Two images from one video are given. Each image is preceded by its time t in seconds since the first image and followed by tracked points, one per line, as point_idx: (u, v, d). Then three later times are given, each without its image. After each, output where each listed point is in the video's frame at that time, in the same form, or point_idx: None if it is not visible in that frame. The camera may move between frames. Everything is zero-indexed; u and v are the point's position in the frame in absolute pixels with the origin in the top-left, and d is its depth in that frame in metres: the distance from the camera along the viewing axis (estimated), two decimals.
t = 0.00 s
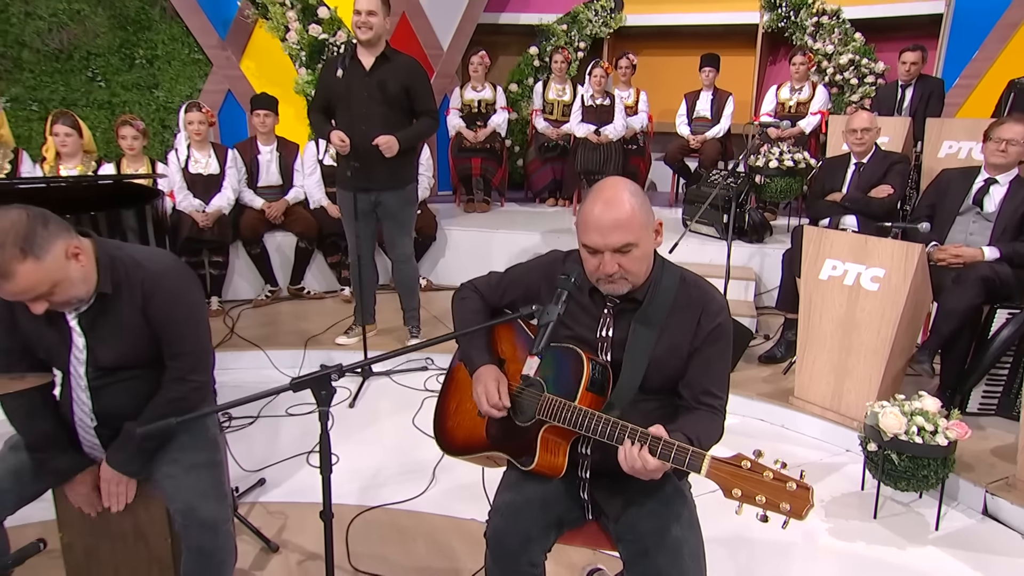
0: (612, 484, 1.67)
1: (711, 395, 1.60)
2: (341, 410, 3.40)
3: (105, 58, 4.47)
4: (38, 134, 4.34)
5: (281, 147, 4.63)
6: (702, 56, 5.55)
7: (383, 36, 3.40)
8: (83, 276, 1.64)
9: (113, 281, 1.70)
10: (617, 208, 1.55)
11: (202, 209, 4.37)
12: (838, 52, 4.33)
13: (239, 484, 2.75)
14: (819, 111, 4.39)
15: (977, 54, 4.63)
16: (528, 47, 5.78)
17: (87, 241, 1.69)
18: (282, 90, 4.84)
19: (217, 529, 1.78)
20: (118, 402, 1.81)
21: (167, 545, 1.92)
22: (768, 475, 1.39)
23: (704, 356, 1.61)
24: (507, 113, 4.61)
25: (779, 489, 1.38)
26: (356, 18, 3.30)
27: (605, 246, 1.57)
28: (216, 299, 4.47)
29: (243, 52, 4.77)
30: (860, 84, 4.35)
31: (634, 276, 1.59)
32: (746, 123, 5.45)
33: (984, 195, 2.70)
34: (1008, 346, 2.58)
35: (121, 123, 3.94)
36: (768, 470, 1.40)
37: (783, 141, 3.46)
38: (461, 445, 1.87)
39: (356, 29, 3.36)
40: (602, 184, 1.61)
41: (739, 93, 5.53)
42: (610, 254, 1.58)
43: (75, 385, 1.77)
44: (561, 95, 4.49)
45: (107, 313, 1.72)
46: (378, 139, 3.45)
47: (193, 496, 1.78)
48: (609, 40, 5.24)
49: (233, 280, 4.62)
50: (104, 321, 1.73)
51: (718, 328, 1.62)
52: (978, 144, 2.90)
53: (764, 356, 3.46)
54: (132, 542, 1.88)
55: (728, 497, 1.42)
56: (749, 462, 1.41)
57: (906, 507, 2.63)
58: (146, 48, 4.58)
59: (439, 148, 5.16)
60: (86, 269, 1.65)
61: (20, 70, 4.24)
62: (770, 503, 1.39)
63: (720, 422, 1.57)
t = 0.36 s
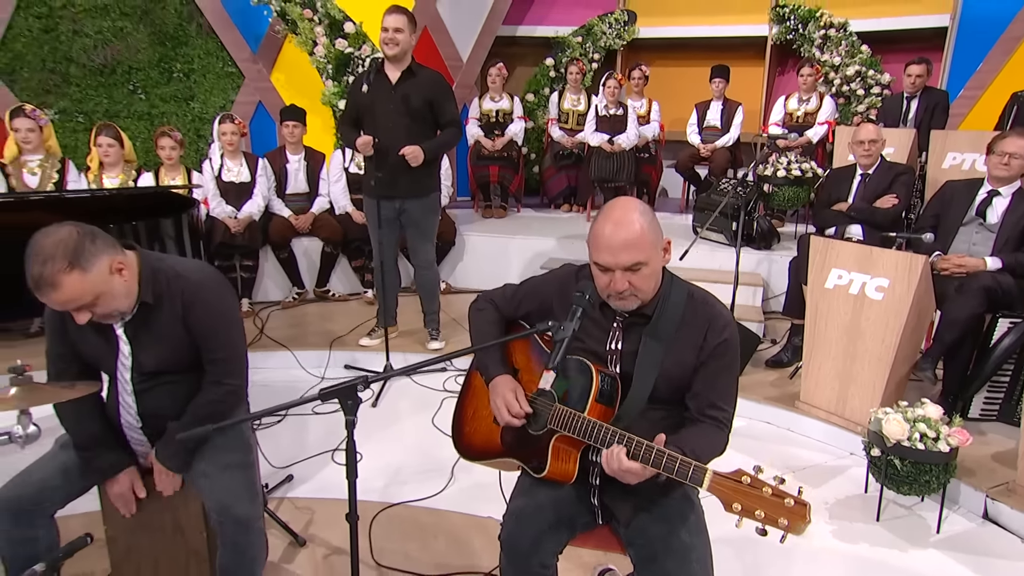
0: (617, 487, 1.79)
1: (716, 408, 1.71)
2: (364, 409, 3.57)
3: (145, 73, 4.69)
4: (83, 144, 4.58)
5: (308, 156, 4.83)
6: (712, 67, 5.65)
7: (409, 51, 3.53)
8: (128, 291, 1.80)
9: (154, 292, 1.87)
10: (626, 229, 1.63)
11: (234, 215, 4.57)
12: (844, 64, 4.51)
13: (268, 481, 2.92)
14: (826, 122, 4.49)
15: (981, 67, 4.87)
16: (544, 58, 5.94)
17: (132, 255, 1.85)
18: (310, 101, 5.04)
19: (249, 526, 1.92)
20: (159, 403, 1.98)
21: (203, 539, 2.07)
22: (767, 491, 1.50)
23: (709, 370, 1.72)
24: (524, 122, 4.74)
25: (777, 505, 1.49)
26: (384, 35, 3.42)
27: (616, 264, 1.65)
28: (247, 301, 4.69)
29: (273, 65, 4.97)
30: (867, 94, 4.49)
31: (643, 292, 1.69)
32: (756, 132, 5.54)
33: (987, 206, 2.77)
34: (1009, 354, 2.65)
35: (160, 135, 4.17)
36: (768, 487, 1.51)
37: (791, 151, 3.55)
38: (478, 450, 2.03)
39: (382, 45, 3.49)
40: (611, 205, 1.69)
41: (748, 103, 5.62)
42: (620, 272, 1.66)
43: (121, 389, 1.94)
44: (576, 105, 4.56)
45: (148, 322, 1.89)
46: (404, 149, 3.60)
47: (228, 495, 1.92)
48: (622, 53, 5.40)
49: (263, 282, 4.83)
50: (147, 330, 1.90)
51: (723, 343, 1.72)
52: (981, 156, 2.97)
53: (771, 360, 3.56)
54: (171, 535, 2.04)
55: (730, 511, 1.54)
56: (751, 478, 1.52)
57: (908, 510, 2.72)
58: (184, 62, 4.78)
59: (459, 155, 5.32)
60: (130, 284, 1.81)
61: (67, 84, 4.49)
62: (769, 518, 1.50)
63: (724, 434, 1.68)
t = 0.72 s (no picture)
0: (623, 490, 1.92)
1: (724, 414, 1.78)
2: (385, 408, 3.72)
3: (181, 86, 4.87)
4: (123, 153, 4.78)
5: (333, 165, 5.00)
6: (723, 78, 5.80)
7: (431, 67, 3.67)
8: (157, 287, 1.91)
9: (186, 301, 2.00)
10: (638, 238, 1.72)
11: (262, 221, 4.75)
12: (850, 76, 4.56)
13: (294, 477, 3.09)
14: (832, 132, 4.54)
15: (985, 80, 4.90)
16: (559, 69, 6.10)
17: (171, 262, 1.98)
18: (335, 112, 5.27)
19: (278, 524, 2.03)
20: (191, 408, 2.11)
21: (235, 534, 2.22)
22: (766, 499, 1.60)
23: (717, 377, 1.80)
24: (539, 131, 4.86)
25: (775, 512, 1.58)
26: (407, 53, 3.59)
27: (626, 272, 1.74)
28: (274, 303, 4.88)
29: (300, 78, 5.19)
30: (872, 105, 4.57)
31: (653, 300, 1.78)
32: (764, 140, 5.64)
33: (990, 218, 2.84)
34: (1010, 362, 2.72)
35: (195, 145, 4.36)
36: (767, 494, 1.60)
37: (798, 159, 3.63)
38: (495, 455, 2.17)
39: (405, 62, 3.65)
40: (623, 217, 1.78)
41: (757, 112, 5.75)
42: (631, 280, 1.74)
43: (155, 393, 2.07)
44: (590, 115, 4.69)
45: (178, 329, 2.02)
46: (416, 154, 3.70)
47: (256, 495, 2.03)
48: (633, 65, 5.55)
49: (289, 286, 5.02)
50: (180, 336, 2.03)
51: (730, 352, 1.81)
52: (984, 167, 3.04)
53: (777, 364, 3.65)
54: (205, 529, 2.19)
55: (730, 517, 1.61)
56: (750, 487, 1.62)
57: (909, 513, 2.81)
58: (217, 76, 4.98)
59: (478, 162, 5.47)
60: (162, 281, 1.93)
61: (109, 98, 4.69)
62: (768, 526, 1.57)
63: (731, 442, 1.75)
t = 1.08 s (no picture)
0: (628, 491, 2.04)
1: (726, 420, 1.89)
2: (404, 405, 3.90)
3: (213, 95, 5.07)
4: (158, 159, 5.01)
5: (356, 171, 5.20)
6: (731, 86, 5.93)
7: (446, 78, 3.82)
8: (190, 293, 2.00)
9: (219, 307, 2.09)
10: (659, 247, 1.81)
11: (289, 224, 4.96)
12: (855, 84, 4.62)
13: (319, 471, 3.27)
14: (837, 139, 4.66)
15: (987, 88, 4.96)
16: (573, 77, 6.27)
17: (206, 271, 2.09)
18: (358, 120, 5.45)
19: (305, 520, 2.10)
20: (229, 408, 2.19)
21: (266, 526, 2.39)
22: (770, 504, 1.65)
23: (721, 385, 1.92)
24: (553, 137, 4.95)
25: (779, 517, 1.64)
26: (423, 65, 3.72)
27: (648, 279, 1.83)
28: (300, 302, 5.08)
29: (325, 87, 5.37)
30: (876, 113, 4.62)
31: (669, 307, 1.86)
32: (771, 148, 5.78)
33: (991, 226, 2.92)
34: (1010, 366, 2.80)
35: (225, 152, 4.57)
36: (770, 499, 1.66)
37: (804, 166, 3.70)
38: (508, 456, 2.31)
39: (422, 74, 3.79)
40: (644, 227, 1.87)
41: (763, 119, 5.87)
42: (651, 287, 1.84)
43: (191, 393, 2.17)
44: (602, 121, 4.81)
45: (212, 335, 2.11)
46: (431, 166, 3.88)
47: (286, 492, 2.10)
48: (644, 73, 5.70)
49: (314, 286, 5.23)
50: (214, 340, 2.11)
51: (735, 361, 1.92)
52: (986, 176, 3.11)
53: (782, 366, 3.76)
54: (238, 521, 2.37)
55: (736, 521, 1.69)
56: (755, 492, 1.68)
57: (909, 513, 2.89)
58: (247, 85, 5.16)
59: (493, 166, 5.62)
60: (195, 288, 2.03)
61: (146, 107, 4.91)
62: (771, 530, 1.64)
63: (732, 447, 1.87)
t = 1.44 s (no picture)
0: (636, 488, 2.19)
1: (729, 428, 2.01)
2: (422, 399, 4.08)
3: (242, 101, 5.27)
4: (191, 162, 5.20)
5: (377, 173, 5.38)
6: (738, 91, 6.04)
7: (462, 87, 3.94)
8: (226, 289, 2.10)
9: (248, 305, 2.16)
10: (662, 267, 1.90)
11: (312, 224, 5.15)
12: (860, 90, 4.67)
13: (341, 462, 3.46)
14: (842, 143, 4.71)
15: (989, 94, 5.01)
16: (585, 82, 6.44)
17: (241, 272, 2.18)
18: (379, 124, 5.67)
19: (329, 510, 2.17)
20: (255, 404, 2.27)
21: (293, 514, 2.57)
22: (772, 506, 1.78)
23: (726, 395, 2.03)
24: (566, 140, 5.07)
25: (781, 520, 1.77)
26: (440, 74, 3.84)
27: (651, 298, 1.92)
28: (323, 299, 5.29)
29: (348, 91, 5.56)
30: (880, 118, 4.68)
31: (671, 324, 1.96)
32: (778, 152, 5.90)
33: (990, 232, 3.00)
34: (1007, 368, 2.86)
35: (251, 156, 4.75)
36: (773, 502, 1.78)
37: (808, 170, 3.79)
38: (523, 455, 2.46)
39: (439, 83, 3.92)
40: (648, 246, 1.96)
41: (770, 123, 6.01)
42: (654, 305, 1.93)
43: (221, 388, 2.24)
44: (614, 125, 4.93)
45: (242, 333, 2.18)
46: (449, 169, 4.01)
47: (311, 483, 2.18)
48: (654, 79, 5.84)
49: (336, 283, 5.45)
50: (244, 337, 2.19)
51: (739, 372, 2.03)
52: (987, 181, 3.18)
53: (786, 364, 3.86)
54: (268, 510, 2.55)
55: (739, 522, 1.83)
56: (758, 494, 1.81)
57: (906, 509, 2.99)
58: (274, 91, 5.36)
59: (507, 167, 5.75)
60: (231, 284, 2.12)
61: (179, 113, 5.10)
62: (774, 530, 1.78)
63: (734, 451, 1.99)
